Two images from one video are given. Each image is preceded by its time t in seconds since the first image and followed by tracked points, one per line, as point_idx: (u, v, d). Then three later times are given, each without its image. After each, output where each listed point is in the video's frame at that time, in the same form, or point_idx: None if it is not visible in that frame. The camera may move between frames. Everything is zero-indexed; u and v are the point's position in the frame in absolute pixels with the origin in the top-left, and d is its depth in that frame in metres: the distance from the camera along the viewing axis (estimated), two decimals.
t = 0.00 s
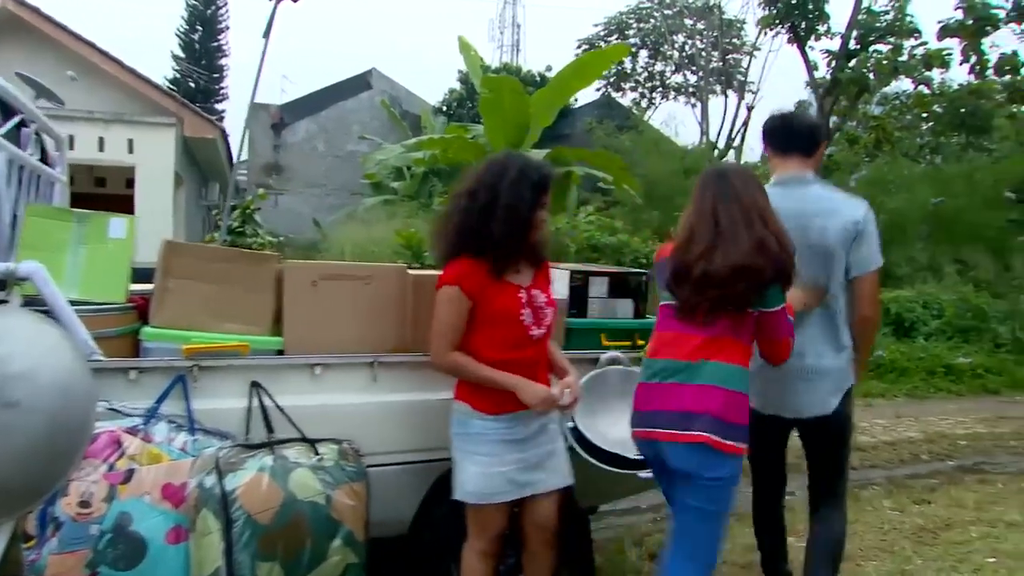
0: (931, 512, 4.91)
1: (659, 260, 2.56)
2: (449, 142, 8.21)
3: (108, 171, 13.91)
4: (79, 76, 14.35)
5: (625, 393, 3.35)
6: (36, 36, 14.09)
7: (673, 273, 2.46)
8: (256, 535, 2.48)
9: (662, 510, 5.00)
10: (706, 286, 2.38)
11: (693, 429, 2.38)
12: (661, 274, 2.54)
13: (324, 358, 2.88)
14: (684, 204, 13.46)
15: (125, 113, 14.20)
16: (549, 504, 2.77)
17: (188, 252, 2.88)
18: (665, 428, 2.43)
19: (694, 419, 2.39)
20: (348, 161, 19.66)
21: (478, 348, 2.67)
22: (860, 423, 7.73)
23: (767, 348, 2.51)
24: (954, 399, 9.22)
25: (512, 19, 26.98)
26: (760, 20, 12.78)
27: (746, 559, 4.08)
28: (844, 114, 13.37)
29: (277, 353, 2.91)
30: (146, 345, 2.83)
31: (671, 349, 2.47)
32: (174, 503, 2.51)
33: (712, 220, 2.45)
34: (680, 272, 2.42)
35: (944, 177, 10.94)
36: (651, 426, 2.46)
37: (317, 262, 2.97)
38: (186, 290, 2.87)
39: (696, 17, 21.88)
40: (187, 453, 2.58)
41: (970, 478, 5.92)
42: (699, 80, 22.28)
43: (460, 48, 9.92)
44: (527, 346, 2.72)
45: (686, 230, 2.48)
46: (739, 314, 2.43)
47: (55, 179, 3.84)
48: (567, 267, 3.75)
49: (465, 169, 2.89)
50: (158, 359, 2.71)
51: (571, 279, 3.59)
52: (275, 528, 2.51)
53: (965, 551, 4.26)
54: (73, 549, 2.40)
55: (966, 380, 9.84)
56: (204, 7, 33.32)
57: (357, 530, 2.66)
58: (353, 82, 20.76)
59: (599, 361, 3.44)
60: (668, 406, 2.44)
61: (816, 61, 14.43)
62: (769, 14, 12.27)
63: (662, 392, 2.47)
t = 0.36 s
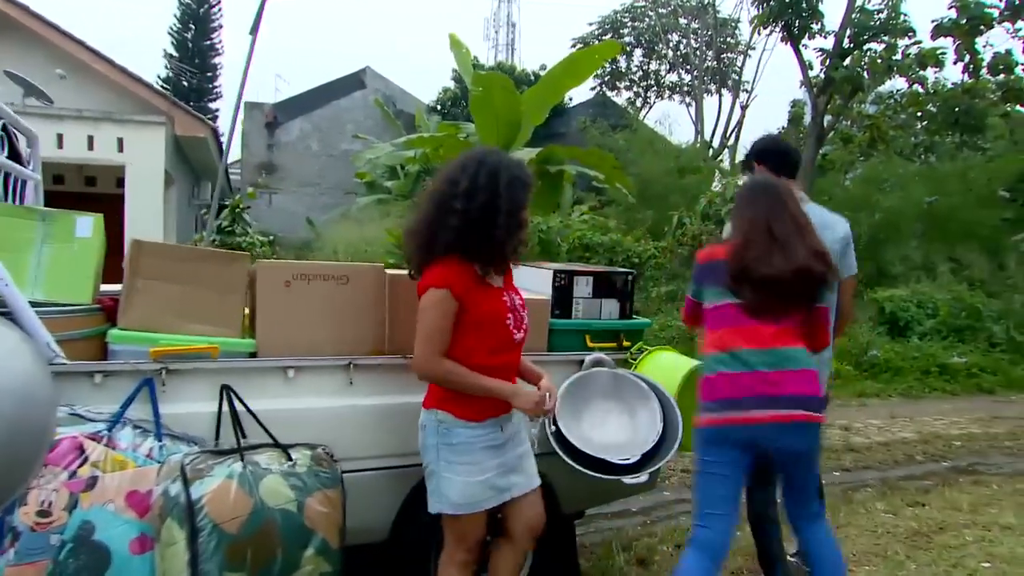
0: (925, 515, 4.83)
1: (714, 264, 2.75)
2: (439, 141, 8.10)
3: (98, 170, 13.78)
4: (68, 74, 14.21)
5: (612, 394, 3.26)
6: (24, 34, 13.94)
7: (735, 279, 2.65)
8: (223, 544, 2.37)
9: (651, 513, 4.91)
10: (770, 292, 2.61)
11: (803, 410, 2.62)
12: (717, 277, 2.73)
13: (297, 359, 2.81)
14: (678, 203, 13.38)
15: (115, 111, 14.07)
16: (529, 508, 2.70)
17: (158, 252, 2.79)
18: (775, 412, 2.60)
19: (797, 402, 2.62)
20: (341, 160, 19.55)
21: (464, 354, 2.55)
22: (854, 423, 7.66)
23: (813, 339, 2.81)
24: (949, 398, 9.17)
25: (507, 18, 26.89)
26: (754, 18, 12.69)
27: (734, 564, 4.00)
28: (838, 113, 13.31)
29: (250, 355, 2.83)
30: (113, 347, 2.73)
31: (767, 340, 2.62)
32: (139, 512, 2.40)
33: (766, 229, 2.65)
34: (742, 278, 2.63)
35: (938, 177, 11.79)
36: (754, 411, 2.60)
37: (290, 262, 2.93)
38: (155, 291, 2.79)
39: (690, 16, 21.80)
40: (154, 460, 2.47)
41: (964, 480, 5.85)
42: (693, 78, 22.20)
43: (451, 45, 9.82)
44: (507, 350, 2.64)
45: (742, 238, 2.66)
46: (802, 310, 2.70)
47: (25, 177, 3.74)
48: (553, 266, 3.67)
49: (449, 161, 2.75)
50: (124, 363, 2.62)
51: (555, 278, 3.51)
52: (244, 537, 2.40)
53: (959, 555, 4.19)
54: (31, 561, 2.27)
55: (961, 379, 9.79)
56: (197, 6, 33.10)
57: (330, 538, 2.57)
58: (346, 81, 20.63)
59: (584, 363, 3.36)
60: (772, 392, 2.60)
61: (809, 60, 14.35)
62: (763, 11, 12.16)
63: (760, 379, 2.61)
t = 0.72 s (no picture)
0: (932, 521, 4.71)
1: (743, 261, 3.19)
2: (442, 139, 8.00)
3: (104, 169, 13.77)
4: (74, 73, 14.21)
5: (606, 398, 3.17)
6: (31, 32, 13.94)
7: (771, 271, 3.08)
8: (196, 551, 2.28)
9: (652, 517, 4.81)
10: (802, 280, 3.05)
11: (836, 380, 3.01)
12: (750, 271, 3.16)
13: (278, 362, 2.73)
14: (686, 202, 13.24)
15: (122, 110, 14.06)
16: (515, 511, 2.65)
17: (135, 251, 2.71)
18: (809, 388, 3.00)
19: (831, 374, 3.02)
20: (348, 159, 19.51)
21: (489, 358, 2.47)
22: (862, 426, 7.51)
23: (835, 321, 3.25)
24: (960, 400, 9.03)
25: (515, 17, 26.79)
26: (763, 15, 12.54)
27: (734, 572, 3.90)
28: (848, 110, 13.14)
29: (230, 356, 2.76)
30: (89, 349, 2.66)
31: (801, 326, 3.05)
32: (111, 518, 2.33)
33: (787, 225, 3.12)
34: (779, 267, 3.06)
35: (950, 176, 11.58)
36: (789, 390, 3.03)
37: (272, 260, 2.84)
38: (134, 290, 2.70)
39: (699, 14, 21.61)
40: (127, 464, 2.39)
41: (973, 484, 5.72)
42: (702, 76, 22.02)
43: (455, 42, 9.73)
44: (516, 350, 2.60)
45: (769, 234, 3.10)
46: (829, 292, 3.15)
47: (9, 175, 3.65)
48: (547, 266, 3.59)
49: (457, 158, 2.60)
50: (100, 364, 2.55)
51: (549, 278, 3.42)
52: (220, 544, 2.31)
53: (968, 563, 4.07)
54: None
55: (972, 380, 9.63)
56: (206, 5, 33.11)
57: (311, 545, 2.49)
58: (353, 80, 20.57)
59: (577, 365, 3.26)
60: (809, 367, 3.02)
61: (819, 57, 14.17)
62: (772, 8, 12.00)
63: (799, 360, 3.03)
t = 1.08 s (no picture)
0: (944, 527, 4.58)
1: (699, 282, 3.31)
2: (449, 135, 7.92)
3: (115, 167, 13.81)
4: (86, 71, 14.25)
5: (601, 401, 3.09)
6: (44, 31, 13.99)
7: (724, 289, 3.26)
8: (172, 556, 2.22)
9: (655, 521, 4.71)
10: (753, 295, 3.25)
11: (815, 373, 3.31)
12: (708, 289, 3.31)
13: (263, 362, 2.67)
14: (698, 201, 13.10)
15: (133, 108, 14.09)
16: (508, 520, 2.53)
17: (118, 249, 2.66)
18: (797, 382, 3.26)
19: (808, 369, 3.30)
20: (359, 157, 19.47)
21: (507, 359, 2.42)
22: (874, 428, 7.36)
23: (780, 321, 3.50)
24: (975, 401, 8.86)
25: (528, 14, 26.67)
26: (776, 11, 12.35)
27: None
28: (864, 107, 12.93)
29: (214, 357, 2.71)
30: (69, 347, 2.60)
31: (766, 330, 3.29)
32: (87, 522, 2.28)
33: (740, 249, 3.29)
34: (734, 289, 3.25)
35: (967, 172, 11.39)
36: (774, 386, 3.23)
37: (259, 258, 2.78)
38: (117, 288, 2.65)
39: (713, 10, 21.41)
40: (104, 466, 2.34)
41: (988, 489, 5.57)
42: (716, 73, 21.82)
43: (463, 38, 9.65)
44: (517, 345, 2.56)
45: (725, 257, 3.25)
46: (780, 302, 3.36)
47: (3, 170, 3.64)
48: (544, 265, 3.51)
49: (461, 158, 2.48)
50: (79, 364, 2.50)
51: (545, 277, 3.34)
52: (198, 551, 2.25)
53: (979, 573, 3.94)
54: None
55: (988, 382, 9.45)
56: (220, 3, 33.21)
57: (293, 552, 2.43)
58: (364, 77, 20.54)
59: (574, 366, 3.17)
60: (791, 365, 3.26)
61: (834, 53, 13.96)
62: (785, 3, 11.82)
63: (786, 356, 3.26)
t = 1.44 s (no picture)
0: (967, 532, 4.45)
1: (694, 284, 3.57)
2: (465, 130, 7.86)
3: (136, 163, 13.95)
4: (109, 69, 14.39)
5: (607, 401, 2.99)
6: (68, 28, 14.14)
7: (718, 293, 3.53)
8: (163, 556, 2.19)
9: (667, 521, 4.62)
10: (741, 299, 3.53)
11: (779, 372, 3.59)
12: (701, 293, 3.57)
13: (260, 359, 2.63)
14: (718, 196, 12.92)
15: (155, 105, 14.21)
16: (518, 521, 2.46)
17: (115, 244, 2.65)
18: (765, 381, 3.57)
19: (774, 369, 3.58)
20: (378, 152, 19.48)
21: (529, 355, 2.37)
22: (896, 427, 7.19)
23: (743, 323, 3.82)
24: (1003, 401, 8.65)
25: (549, 8, 26.53)
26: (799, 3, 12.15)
27: None
28: (889, 99, 12.67)
29: (213, 354, 2.68)
30: (66, 344, 2.59)
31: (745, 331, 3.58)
32: (80, 520, 2.25)
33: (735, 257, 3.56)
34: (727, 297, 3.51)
35: (996, 166, 11.29)
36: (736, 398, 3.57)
37: (257, 253, 2.74)
38: (114, 285, 2.64)
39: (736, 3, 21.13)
40: (98, 464, 2.31)
41: (1014, 492, 5.41)
42: (739, 67, 21.54)
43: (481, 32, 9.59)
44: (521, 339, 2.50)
45: (724, 265, 3.52)
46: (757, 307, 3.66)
47: (9, 167, 3.60)
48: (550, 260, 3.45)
49: (487, 150, 2.37)
50: (74, 360, 2.47)
51: (551, 273, 3.28)
52: (190, 550, 2.22)
53: None
54: None
55: (1015, 381, 9.22)
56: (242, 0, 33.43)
57: (289, 552, 2.39)
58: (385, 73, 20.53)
59: (580, 364, 3.09)
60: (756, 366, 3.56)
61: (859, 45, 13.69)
62: None
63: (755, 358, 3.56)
